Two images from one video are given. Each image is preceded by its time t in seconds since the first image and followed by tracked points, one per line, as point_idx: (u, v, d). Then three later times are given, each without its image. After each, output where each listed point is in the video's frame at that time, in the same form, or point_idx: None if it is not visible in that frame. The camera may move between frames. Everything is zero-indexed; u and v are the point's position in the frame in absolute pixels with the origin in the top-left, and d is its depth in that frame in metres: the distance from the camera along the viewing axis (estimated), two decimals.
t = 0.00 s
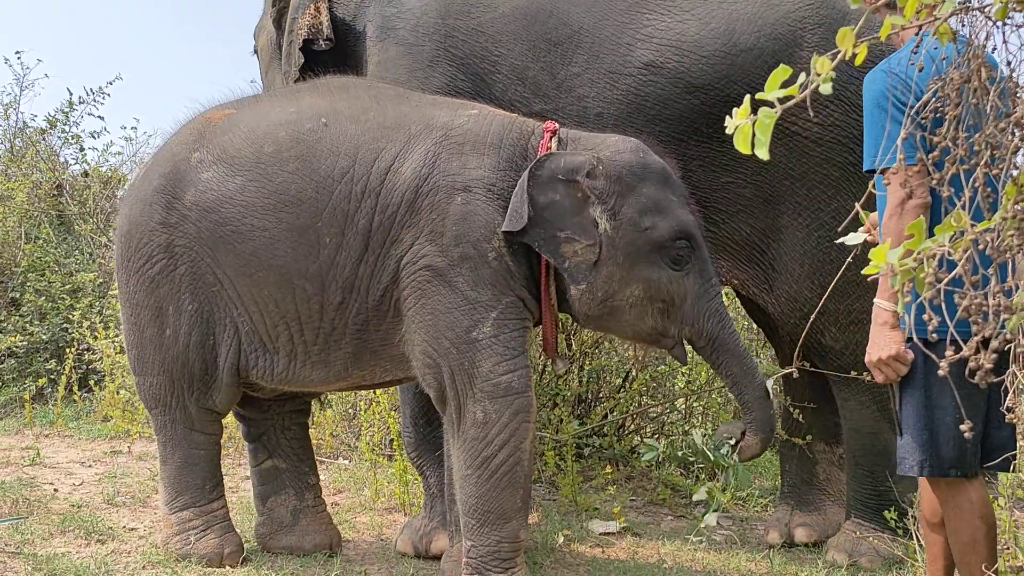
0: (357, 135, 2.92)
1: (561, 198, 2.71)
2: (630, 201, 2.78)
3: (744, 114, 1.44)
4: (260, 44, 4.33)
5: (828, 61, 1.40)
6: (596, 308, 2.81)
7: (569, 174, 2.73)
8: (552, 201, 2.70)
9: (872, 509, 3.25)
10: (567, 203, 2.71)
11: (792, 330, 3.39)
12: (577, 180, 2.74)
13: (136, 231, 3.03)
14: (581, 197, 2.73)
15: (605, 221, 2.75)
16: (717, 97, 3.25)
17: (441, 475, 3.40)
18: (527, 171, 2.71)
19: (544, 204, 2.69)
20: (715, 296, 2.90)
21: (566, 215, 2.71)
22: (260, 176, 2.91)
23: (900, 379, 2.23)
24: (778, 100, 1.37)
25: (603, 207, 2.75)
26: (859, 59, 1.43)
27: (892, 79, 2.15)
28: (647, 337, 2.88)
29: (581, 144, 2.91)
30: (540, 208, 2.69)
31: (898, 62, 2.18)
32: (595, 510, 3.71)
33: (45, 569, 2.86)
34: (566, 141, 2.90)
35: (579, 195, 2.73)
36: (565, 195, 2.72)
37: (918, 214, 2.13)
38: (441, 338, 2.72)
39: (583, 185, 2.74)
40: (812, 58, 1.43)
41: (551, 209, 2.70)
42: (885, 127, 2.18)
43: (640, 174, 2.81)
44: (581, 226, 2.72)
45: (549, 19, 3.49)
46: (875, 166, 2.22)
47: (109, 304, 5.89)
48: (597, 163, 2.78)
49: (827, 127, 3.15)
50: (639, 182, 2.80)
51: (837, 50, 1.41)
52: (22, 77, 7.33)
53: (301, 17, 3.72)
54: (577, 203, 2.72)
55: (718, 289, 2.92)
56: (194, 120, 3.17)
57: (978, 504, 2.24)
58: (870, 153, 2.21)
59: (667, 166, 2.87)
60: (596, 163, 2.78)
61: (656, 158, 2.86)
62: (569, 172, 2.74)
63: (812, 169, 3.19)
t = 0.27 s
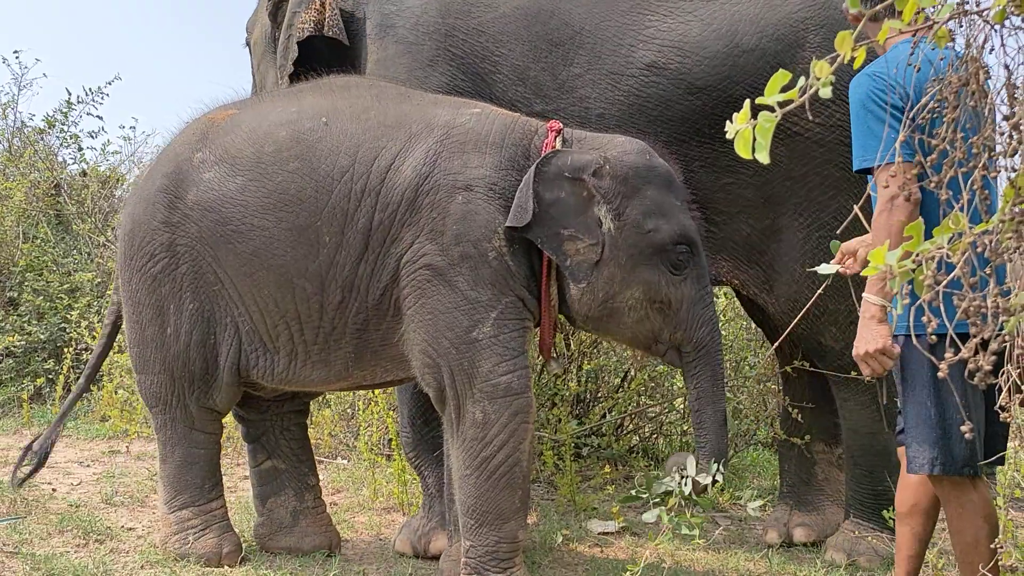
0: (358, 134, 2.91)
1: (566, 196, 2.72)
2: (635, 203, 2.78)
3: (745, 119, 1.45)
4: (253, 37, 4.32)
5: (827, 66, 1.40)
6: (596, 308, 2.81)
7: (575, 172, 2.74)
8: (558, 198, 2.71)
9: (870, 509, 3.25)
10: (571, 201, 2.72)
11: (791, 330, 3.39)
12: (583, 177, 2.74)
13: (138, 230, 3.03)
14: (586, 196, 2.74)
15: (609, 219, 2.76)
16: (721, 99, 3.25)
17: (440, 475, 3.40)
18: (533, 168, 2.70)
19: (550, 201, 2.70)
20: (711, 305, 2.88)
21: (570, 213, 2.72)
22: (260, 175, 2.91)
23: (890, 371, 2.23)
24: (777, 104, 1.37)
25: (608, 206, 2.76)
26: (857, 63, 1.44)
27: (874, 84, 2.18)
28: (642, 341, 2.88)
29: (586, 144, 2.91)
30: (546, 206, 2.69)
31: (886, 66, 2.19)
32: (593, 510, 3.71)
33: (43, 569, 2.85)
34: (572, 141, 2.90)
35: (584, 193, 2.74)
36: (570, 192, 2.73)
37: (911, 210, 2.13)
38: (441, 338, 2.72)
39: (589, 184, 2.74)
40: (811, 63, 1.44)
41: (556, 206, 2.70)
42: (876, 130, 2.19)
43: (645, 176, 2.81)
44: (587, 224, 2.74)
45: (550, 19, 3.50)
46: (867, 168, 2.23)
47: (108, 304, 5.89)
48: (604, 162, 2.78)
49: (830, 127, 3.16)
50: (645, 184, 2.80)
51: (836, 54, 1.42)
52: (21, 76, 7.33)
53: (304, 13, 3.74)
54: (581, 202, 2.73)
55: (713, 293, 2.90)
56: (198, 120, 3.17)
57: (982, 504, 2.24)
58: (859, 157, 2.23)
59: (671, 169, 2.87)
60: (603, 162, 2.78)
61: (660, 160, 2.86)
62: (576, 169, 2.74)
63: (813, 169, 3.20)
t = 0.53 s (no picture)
0: (358, 134, 2.91)
1: (565, 194, 2.71)
2: (632, 203, 2.78)
3: (748, 129, 1.46)
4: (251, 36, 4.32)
5: (830, 74, 1.41)
6: (579, 302, 2.81)
7: (573, 170, 2.73)
8: (557, 195, 2.70)
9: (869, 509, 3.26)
10: (570, 200, 2.72)
11: (790, 330, 3.39)
12: (581, 176, 2.74)
13: (139, 229, 3.03)
14: (584, 194, 2.74)
15: (604, 220, 2.75)
16: (721, 97, 3.25)
17: (439, 475, 3.40)
18: (534, 163, 2.70)
19: (549, 199, 2.68)
20: (705, 310, 2.87)
21: (568, 212, 2.71)
22: (262, 175, 2.91)
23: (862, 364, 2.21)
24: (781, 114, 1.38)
25: (603, 207, 2.75)
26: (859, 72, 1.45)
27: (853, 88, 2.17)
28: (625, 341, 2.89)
29: (587, 144, 2.91)
30: (545, 203, 2.68)
31: (864, 73, 2.18)
32: (592, 510, 3.72)
33: (42, 569, 2.85)
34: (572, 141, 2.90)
35: (582, 192, 2.74)
36: (568, 190, 2.72)
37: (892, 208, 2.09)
38: (441, 337, 2.72)
39: (586, 183, 2.74)
40: (813, 72, 1.44)
41: (556, 203, 2.69)
42: (858, 135, 2.16)
43: (644, 177, 2.81)
44: (582, 223, 2.72)
45: (551, 17, 3.50)
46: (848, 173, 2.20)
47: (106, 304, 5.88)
48: (602, 163, 2.78)
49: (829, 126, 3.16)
50: (643, 185, 2.80)
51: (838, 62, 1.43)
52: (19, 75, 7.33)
53: (305, 12, 3.74)
54: (579, 200, 2.73)
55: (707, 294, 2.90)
56: (198, 120, 3.17)
57: (912, 495, 2.22)
58: (840, 160, 2.20)
59: (670, 170, 2.87)
60: (602, 162, 2.78)
61: (660, 161, 2.86)
62: (575, 167, 2.74)
63: (812, 169, 3.20)
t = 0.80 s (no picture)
0: (358, 132, 2.91)
1: (558, 190, 2.71)
2: (626, 201, 2.78)
3: (746, 121, 1.47)
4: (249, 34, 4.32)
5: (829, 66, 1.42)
6: (573, 299, 2.82)
7: (568, 167, 2.73)
8: (550, 191, 2.70)
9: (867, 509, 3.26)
10: (564, 196, 2.71)
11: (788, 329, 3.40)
12: (576, 173, 2.73)
13: (138, 229, 3.03)
14: (578, 191, 2.73)
15: (599, 217, 2.75)
16: (721, 95, 3.27)
17: (437, 475, 3.40)
18: (527, 160, 2.69)
19: (541, 194, 2.69)
20: (703, 310, 2.86)
21: (562, 208, 2.71)
22: (263, 174, 2.91)
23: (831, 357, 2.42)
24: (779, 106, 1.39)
25: (598, 204, 2.75)
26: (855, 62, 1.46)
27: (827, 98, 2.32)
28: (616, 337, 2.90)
29: (584, 142, 2.90)
30: (537, 199, 2.68)
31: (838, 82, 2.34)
32: (590, 509, 3.72)
33: (38, 569, 2.85)
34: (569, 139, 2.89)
35: (577, 189, 2.73)
36: (562, 187, 2.72)
37: (865, 208, 2.23)
38: (437, 336, 2.71)
39: (581, 180, 2.74)
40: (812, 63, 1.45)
41: (549, 200, 2.69)
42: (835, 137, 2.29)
43: (640, 176, 2.80)
44: (577, 220, 2.72)
45: (550, 14, 3.50)
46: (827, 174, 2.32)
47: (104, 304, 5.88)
48: (597, 159, 2.77)
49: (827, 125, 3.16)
50: (639, 182, 2.80)
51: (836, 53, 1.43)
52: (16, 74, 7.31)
53: (301, 10, 3.71)
54: (573, 197, 2.72)
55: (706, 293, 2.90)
56: (198, 119, 3.16)
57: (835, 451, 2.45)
58: (818, 163, 2.32)
59: (667, 169, 2.86)
60: (596, 158, 2.77)
61: (657, 161, 2.86)
62: (569, 165, 2.73)
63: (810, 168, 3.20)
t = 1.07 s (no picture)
0: (357, 132, 2.91)
1: (557, 193, 2.71)
2: (626, 202, 2.77)
3: (743, 115, 1.48)
4: (249, 35, 4.32)
5: (827, 62, 1.41)
6: (581, 304, 2.82)
7: (567, 169, 2.73)
8: (548, 194, 2.70)
9: (867, 509, 3.26)
10: (562, 198, 2.71)
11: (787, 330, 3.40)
12: (575, 175, 2.73)
13: (137, 229, 3.02)
14: (578, 193, 2.73)
15: (599, 218, 2.75)
16: (721, 94, 3.31)
17: (436, 475, 3.40)
18: (526, 163, 2.69)
19: (539, 196, 2.69)
20: (701, 312, 2.85)
21: (561, 209, 2.71)
22: (261, 173, 2.91)
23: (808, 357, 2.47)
24: (776, 100, 1.40)
25: (598, 205, 2.75)
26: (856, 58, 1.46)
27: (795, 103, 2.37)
28: (627, 341, 2.89)
29: (584, 143, 2.90)
30: (536, 201, 2.68)
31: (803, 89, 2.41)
32: (588, 509, 3.71)
33: (37, 569, 2.84)
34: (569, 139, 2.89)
35: (576, 190, 2.73)
36: (561, 189, 2.72)
37: (831, 210, 2.31)
38: (437, 336, 2.71)
39: (580, 181, 2.73)
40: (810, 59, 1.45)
41: (547, 202, 2.70)
42: (802, 144, 2.36)
43: (640, 178, 2.80)
44: (577, 221, 2.72)
45: (550, 14, 3.51)
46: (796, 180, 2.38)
47: (102, 304, 5.87)
48: (597, 161, 2.77)
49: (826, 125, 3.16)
50: (639, 184, 2.79)
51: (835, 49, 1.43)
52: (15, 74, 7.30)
53: (296, 9, 3.68)
54: (573, 198, 2.72)
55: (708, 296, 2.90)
56: (197, 119, 3.16)
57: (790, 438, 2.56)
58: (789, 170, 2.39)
59: (666, 170, 2.86)
60: (596, 160, 2.77)
61: (657, 162, 2.85)
62: (568, 166, 2.73)
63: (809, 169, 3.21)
